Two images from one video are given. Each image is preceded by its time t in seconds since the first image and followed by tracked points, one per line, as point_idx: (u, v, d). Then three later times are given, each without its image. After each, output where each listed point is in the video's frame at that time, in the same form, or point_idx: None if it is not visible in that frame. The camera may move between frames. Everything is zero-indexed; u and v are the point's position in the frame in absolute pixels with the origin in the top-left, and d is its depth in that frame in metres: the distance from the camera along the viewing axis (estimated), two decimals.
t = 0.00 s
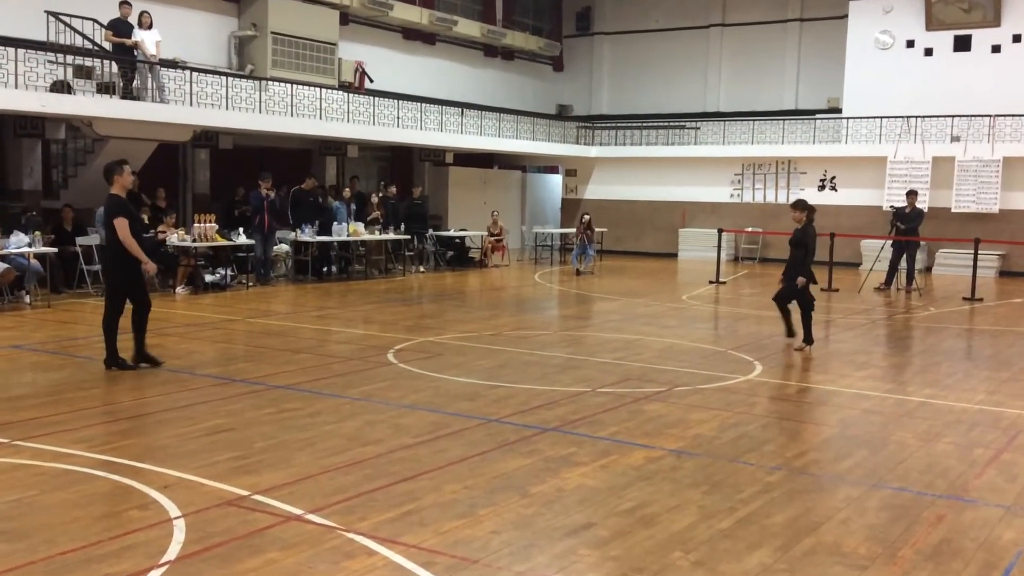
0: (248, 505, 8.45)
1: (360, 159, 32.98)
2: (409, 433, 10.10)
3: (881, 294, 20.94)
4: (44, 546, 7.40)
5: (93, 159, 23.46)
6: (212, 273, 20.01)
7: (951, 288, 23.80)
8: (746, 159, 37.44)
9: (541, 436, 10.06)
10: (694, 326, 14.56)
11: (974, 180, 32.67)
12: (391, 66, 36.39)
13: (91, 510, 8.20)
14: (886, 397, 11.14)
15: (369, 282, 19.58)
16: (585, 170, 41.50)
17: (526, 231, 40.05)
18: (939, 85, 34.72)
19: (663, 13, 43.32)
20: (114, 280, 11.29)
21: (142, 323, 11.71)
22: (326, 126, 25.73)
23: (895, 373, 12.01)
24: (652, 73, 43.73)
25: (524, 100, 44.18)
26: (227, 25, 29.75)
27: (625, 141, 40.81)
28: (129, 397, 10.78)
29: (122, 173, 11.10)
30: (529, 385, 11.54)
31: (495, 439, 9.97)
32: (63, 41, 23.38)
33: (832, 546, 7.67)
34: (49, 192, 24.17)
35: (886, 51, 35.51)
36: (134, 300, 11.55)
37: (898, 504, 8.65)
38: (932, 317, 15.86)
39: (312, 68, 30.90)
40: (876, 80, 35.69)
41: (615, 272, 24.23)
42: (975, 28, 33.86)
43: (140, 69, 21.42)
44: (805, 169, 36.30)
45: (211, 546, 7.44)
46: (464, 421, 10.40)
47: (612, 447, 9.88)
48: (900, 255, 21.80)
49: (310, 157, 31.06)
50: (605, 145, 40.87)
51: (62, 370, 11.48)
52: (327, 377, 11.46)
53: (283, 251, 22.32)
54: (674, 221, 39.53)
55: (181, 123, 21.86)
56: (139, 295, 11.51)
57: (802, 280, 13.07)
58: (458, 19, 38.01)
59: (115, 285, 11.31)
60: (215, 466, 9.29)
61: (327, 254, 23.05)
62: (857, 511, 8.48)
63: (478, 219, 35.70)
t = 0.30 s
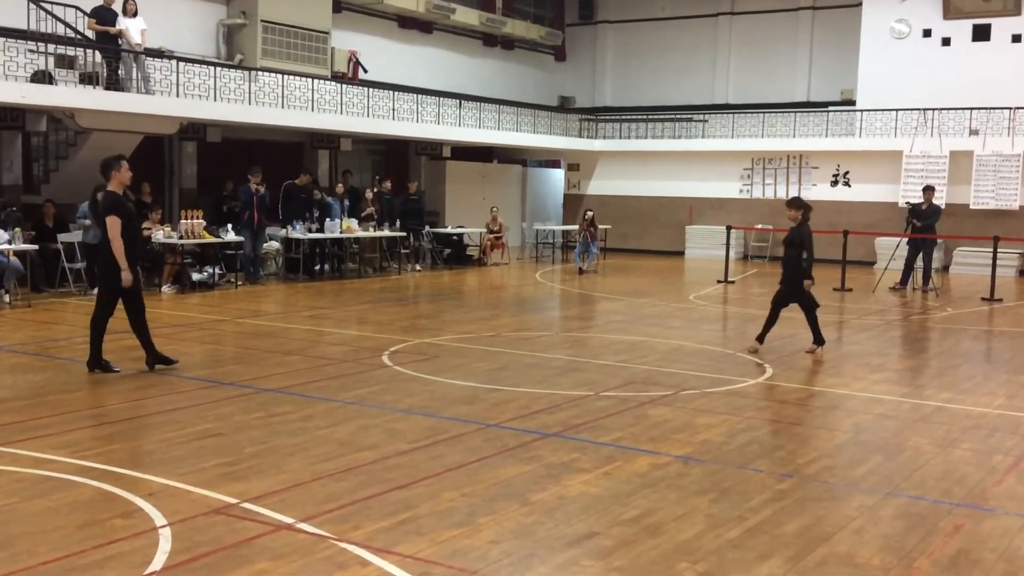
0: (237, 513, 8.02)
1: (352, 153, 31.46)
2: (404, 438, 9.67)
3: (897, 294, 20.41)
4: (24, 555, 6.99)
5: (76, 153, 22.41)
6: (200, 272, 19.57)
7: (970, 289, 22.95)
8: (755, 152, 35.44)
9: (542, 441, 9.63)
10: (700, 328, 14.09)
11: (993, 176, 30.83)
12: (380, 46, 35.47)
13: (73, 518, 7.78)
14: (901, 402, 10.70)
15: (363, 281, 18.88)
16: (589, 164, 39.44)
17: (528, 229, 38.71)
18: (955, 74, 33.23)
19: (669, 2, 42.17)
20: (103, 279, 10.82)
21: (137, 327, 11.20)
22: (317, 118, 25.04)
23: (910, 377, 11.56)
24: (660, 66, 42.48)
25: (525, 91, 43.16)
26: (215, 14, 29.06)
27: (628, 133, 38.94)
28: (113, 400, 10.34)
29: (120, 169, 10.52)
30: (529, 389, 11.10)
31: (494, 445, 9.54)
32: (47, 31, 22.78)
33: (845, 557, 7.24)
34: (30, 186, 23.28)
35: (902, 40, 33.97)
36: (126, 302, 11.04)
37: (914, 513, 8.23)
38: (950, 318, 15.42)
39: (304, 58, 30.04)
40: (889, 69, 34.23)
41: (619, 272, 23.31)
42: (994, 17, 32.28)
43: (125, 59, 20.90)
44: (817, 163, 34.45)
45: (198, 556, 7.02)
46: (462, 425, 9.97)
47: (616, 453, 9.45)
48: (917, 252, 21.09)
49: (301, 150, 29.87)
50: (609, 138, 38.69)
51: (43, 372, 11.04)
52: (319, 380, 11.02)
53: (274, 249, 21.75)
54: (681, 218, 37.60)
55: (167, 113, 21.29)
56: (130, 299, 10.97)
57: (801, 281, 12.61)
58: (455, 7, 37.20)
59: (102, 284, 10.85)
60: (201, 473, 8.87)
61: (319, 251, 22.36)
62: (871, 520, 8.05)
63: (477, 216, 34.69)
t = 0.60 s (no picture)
0: (224, 523, 7.54)
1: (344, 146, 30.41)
2: (399, 445, 9.18)
3: (918, 293, 19.96)
4: None
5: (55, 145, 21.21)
6: (185, 270, 19.09)
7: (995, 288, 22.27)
8: (769, 145, 34.34)
9: (543, 449, 9.15)
10: (709, 330, 13.56)
11: (1017, 170, 29.74)
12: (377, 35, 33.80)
13: (52, 529, 7.31)
14: (920, 407, 10.20)
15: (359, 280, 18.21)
16: (592, 157, 38.32)
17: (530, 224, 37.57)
18: (976, 62, 31.55)
19: None
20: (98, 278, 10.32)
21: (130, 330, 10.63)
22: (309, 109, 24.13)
23: (930, 380, 11.06)
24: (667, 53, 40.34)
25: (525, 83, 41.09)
26: None
27: (636, 125, 37.57)
28: (94, 406, 9.85)
29: (121, 162, 10.08)
30: (530, 393, 10.61)
31: (493, 452, 9.06)
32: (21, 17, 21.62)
33: (863, 570, 6.76)
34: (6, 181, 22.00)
35: (922, 27, 32.20)
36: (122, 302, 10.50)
37: (936, 523, 7.73)
38: (971, 319, 14.94)
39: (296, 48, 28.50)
40: (907, 58, 32.48)
41: (626, 271, 22.50)
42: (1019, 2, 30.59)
43: (105, 47, 20.19)
44: (833, 156, 33.35)
45: (183, 569, 6.54)
46: (459, 431, 9.48)
47: (622, 460, 8.97)
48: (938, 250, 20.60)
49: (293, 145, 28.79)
50: (614, 131, 37.58)
51: (20, 376, 10.54)
52: (311, 384, 10.52)
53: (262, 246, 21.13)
54: (690, 214, 36.50)
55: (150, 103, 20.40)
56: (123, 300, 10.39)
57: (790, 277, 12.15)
58: None
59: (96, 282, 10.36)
60: (185, 481, 8.39)
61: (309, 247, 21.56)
62: (890, 531, 7.57)
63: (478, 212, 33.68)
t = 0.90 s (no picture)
0: (208, 536, 7.03)
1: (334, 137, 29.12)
2: (394, 454, 8.67)
3: (944, 292, 19.29)
4: None
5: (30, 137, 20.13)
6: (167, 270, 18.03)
7: None
8: (784, 135, 31.99)
9: (547, 457, 8.63)
10: (721, 331, 12.99)
11: None
12: (366, 19, 30.57)
13: (26, 542, 6.81)
14: (945, 413, 9.67)
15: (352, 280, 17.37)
16: (598, 148, 35.79)
17: (530, 220, 35.85)
18: (1004, 48, 29.28)
19: None
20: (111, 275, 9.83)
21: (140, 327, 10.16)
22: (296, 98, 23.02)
23: (955, 385, 10.51)
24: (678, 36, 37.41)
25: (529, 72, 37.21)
26: None
27: (643, 115, 35.23)
28: (72, 412, 9.32)
29: (120, 156, 9.60)
30: (532, 398, 10.08)
31: (494, 461, 8.54)
32: None
33: None
34: None
35: (947, 11, 29.87)
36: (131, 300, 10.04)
37: (961, 536, 7.21)
38: (997, 321, 14.29)
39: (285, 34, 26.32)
40: (933, 41, 30.08)
41: (632, 271, 21.36)
42: None
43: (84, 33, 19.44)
44: (852, 147, 31.15)
45: None
46: (458, 439, 8.96)
47: (630, 469, 8.45)
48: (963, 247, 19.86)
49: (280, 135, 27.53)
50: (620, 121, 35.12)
51: None
52: (302, 390, 10.00)
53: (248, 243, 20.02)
54: (701, 208, 34.00)
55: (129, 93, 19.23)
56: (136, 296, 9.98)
57: (799, 275, 11.61)
58: None
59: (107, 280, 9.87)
60: (169, 491, 7.89)
61: (299, 245, 20.37)
62: (913, 544, 7.06)
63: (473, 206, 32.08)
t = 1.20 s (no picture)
0: (196, 549, 6.63)
1: (330, 132, 28.22)
2: (390, 462, 8.27)
3: (964, 293, 18.99)
4: None
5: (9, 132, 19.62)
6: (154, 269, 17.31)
7: None
8: (798, 130, 30.99)
9: (549, 466, 8.23)
10: (732, 335, 12.57)
11: None
12: (357, 7, 29.31)
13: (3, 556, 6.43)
14: (966, 420, 9.26)
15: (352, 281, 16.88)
16: (603, 144, 34.75)
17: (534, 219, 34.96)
18: None
19: None
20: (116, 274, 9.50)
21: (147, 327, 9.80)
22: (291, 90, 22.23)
23: (975, 391, 10.09)
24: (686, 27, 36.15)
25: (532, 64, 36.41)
26: None
27: (650, 108, 34.06)
28: (53, 419, 8.91)
29: (125, 153, 9.31)
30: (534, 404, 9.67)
31: (494, 469, 8.14)
32: None
33: None
34: None
35: None
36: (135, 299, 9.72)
37: (981, 547, 6.82)
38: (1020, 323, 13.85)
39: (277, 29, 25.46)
40: (953, 29, 28.92)
41: (640, 271, 20.96)
42: None
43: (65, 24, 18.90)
44: (869, 142, 30.15)
45: None
46: (457, 447, 8.56)
47: (636, 479, 8.05)
48: (985, 246, 19.58)
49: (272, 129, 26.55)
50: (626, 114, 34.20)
51: None
52: (294, 395, 9.60)
53: (238, 242, 19.39)
54: (712, 206, 32.92)
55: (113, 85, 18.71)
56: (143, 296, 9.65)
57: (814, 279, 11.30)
58: None
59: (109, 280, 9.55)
60: (154, 502, 7.49)
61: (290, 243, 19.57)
62: (934, 556, 6.65)
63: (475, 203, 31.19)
